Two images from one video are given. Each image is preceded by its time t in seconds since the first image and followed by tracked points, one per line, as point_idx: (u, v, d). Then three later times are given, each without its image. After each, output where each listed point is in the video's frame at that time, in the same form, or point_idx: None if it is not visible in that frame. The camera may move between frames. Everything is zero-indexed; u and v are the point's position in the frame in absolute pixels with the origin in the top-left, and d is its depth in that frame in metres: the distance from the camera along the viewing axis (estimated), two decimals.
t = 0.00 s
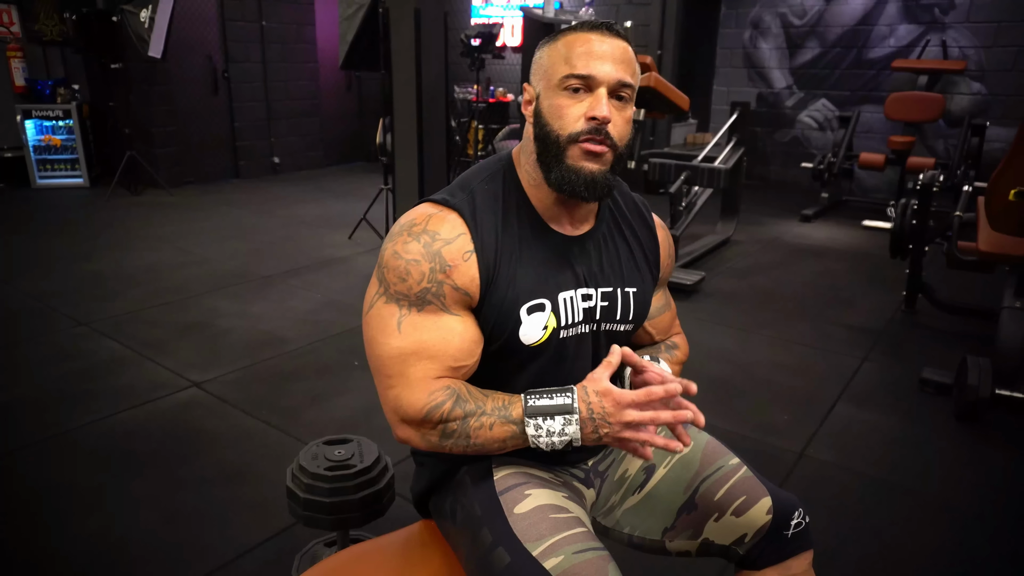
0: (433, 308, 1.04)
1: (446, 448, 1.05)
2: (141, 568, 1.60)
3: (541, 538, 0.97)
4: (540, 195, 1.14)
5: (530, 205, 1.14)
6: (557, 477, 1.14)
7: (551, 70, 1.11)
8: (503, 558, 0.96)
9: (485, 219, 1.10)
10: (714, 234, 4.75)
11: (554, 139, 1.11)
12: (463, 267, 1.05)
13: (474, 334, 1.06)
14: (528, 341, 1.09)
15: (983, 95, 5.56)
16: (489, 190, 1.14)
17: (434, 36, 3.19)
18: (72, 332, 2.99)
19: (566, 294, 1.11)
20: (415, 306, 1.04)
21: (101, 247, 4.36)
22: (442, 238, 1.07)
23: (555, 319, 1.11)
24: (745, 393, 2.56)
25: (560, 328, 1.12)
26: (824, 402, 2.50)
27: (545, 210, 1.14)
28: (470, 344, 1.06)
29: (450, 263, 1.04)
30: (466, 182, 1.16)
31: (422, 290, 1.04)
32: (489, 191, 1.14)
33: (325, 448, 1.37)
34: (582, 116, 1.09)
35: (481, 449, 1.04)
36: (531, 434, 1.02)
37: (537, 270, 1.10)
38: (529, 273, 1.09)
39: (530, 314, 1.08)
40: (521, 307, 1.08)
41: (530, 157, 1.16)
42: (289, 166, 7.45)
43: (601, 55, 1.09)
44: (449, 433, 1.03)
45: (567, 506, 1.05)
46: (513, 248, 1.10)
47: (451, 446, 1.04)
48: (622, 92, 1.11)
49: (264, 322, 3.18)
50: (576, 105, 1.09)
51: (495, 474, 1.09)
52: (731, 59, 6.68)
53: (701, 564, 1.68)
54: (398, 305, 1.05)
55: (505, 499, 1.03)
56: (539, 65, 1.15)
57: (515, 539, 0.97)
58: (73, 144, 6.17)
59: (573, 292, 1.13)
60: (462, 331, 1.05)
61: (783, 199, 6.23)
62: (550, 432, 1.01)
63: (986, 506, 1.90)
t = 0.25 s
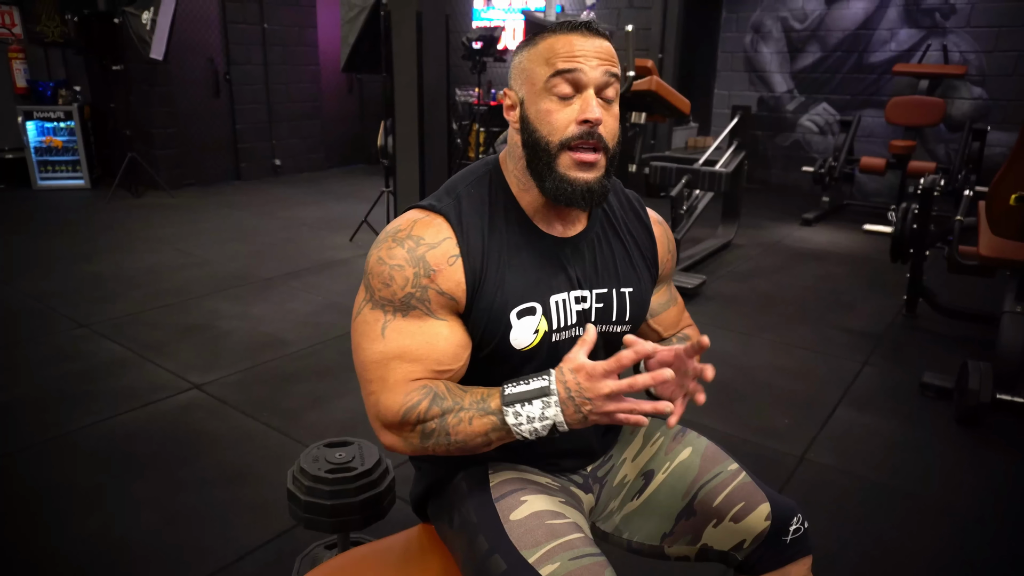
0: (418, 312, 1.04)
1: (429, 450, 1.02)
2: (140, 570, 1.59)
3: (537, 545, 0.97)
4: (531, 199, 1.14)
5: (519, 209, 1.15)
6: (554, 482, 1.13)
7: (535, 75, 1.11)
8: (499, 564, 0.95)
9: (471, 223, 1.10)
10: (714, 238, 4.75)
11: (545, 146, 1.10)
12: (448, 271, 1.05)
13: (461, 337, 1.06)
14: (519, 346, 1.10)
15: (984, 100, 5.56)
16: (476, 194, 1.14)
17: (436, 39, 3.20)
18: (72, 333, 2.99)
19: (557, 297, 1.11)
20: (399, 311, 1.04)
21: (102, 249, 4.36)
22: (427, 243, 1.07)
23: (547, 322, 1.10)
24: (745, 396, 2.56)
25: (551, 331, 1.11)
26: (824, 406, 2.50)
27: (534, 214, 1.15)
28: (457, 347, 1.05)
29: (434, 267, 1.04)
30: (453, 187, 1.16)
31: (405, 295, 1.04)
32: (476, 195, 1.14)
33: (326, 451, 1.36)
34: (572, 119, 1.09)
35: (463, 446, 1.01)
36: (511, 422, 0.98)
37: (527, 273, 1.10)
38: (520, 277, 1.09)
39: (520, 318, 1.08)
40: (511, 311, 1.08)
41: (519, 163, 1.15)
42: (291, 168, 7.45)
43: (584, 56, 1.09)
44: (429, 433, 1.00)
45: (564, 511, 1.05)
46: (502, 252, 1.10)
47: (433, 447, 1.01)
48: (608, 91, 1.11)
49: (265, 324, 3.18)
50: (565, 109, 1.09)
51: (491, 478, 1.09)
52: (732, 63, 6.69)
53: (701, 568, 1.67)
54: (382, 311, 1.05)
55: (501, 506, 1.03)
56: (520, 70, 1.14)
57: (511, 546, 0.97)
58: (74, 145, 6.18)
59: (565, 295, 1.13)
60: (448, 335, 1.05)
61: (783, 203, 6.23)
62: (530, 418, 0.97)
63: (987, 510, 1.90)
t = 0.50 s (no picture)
0: (411, 326, 1.05)
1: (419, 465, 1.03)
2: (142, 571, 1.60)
3: (537, 549, 0.97)
4: (527, 207, 1.14)
5: (516, 217, 1.14)
6: (555, 485, 1.13)
7: (526, 80, 1.10)
8: (499, 568, 0.96)
9: (465, 235, 1.10)
10: (716, 239, 4.75)
11: (542, 152, 1.10)
12: (441, 285, 1.05)
13: (454, 351, 1.07)
14: (516, 355, 1.09)
15: (986, 100, 5.56)
16: (471, 204, 1.15)
17: (438, 41, 3.20)
18: (75, 334, 3.00)
19: (555, 306, 1.11)
20: (392, 324, 1.05)
21: (105, 250, 4.37)
22: (420, 256, 1.07)
23: (544, 332, 1.10)
24: (747, 398, 2.56)
25: (549, 340, 1.11)
26: (826, 408, 2.50)
27: (531, 223, 1.15)
28: (450, 362, 1.06)
29: (427, 282, 1.05)
30: (448, 196, 1.17)
31: (398, 309, 1.04)
32: (471, 205, 1.15)
33: (329, 451, 1.36)
34: (568, 124, 1.08)
35: (452, 466, 1.01)
36: (499, 449, 0.97)
37: (523, 282, 1.10)
38: (517, 287, 1.09)
39: (517, 329, 1.08)
40: (508, 322, 1.07)
41: (515, 170, 1.15)
42: (293, 169, 7.46)
43: (576, 58, 1.08)
44: (418, 450, 1.01)
45: (564, 514, 1.05)
46: (498, 262, 1.10)
47: (422, 463, 1.02)
48: (602, 92, 1.11)
49: (267, 325, 3.18)
50: (560, 113, 1.08)
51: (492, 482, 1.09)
52: (734, 64, 6.69)
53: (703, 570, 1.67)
54: (376, 323, 1.06)
55: (501, 510, 1.03)
56: (510, 75, 1.13)
57: (511, 550, 0.97)
58: (77, 146, 6.19)
59: (564, 303, 1.13)
60: (441, 349, 1.05)
61: (785, 205, 6.23)
62: (518, 447, 0.96)
63: (989, 512, 1.89)
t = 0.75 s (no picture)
0: (409, 330, 1.05)
1: (412, 466, 1.03)
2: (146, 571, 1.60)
3: (540, 549, 0.97)
4: (528, 211, 1.14)
5: (517, 221, 1.15)
6: (558, 485, 1.13)
7: (527, 85, 1.10)
8: (502, 568, 0.96)
9: (465, 240, 1.10)
10: (718, 240, 4.75)
11: (544, 156, 1.10)
12: (441, 290, 1.05)
13: (453, 355, 1.07)
14: (516, 360, 1.09)
15: (989, 101, 5.55)
16: (472, 209, 1.15)
17: (441, 42, 3.21)
18: (78, 335, 3.00)
19: (556, 311, 1.11)
20: (391, 327, 1.05)
21: (108, 251, 4.38)
22: (420, 260, 1.07)
23: (544, 337, 1.10)
24: (750, 399, 2.56)
25: (549, 345, 1.11)
26: (829, 409, 2.49)
27: (533, 227, 1.15)
28: (448, 366, 1.06)
29: (427, 287, 1.05)
30: (449, 201, 1.17)
31: (397, 312, 1.05)
32: (472, 209, 1.15)
33: (331, 452, 1.37)
34: (569, 127, 1.08)
35: (446, 467, 1.01)
36: (493, 449, 0.98)
37: (524, 287, 1.10)
38: (518, 293, 1.09)
39: (517, 334, 1.08)
40: (508, 327, 1.07)
41: (517, 174, 1.15)
42: (295, 170, 7.47)
43: (576, 62, 1.08)
44: (412, 451, 1.01)
45: (567, 514, 1.05)
46: (498, 267, 1.10)
47: (416, 464, 1.02)
48: (602, 95, 1.11)
49: (269, 326, 3.19)
50: (562, 117, 1.09)
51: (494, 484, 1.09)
52: (736, 65, 6.69)
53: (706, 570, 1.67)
54: (375, 325, 1.07)
55: (504, 510, 1.04)
56: (510, 81, 1.13)
57: (514, 550, 0.98)
58: (80, 148, 6.21)
59: (565, 307, 1.13)
60: (439, 353, 1.06)
61: (787, 205, 6.22)
62: (511, 446, 0.97)
63: (991, 513, 1.89)
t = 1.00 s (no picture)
0: (417, 331, 1.06)
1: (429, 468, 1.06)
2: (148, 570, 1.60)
3: (539, 547, 0.97)
4: (530, 209, 1.15)
5: (517, 219, 1.15)
6: (558, 483, 1.13)
7: (530, 81, 1.10)
8: (502, 567, 0.96)
9: (468, 239, 1.10)
10: (719, 240, 4.75)
11: (546, 152, 1.10)
12: (446, 290, 1.06)
13: (460, 354, 1.08)
14: (517, 356, 1.09)
15: (990, 102, 5.55)
16: (474, 208, 1.15)
17: (441, 42, 3.22)
18: (79, 335, 3.01)
19: (557, 308, 1.11)
20: (398, 330, 1.06)
21: (109, 251, 4.38)
22: (424, 261, 1.07)
23: (546, 333, 1.10)
24: (750, 399, 2.56)
25: (550, 342, 1.11)
26: (830, 409, 2.49)
27: (535, 226, 1.15)
28: (456, 365, 1.07)
29: (431, 287, 1.05)
30: (450, 200, 1.17)
31: (404, 314, 1.05)
32: (475, 208, 1.15)
33: (332, 451, 1.37)
34: (571, 123, 1.08)
35: (464, 470, 1.06)
36: (514, 462, 1.03)
37: (525, 285, 1.10)
38: (519, 290, 1.09)
39: (519, 330, 1.09)
40: (509, 324, 1.08)
41: (519, 170, 1.15)
42: (296, 170, 7.47)
43: (579, 59, 1.09)
44: (431, 458, 1.04)
45: (567, 513, 1.05)
46: (500, 265, 1.10)
47: (434, 467, 1.06)
48: (605, 93, 1.11)
49: (270, 325, 3.19)
50: (564, 112, 1.08)
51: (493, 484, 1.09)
52: (737, 65, 6.69)
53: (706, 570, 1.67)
54: (382, 328, 1.07)
55: (503, 508, 1.04)
56: (514, 77, 1.13)
57: (514, 549, 0.98)
58: (81, 148, 6.22)
59: (565, 305, 1.13)
60: (447, 353, 1.07)
61: (787, 206, 6.22)
62: (532, 462, 1.02)
63: (991, 514, 1.89)
